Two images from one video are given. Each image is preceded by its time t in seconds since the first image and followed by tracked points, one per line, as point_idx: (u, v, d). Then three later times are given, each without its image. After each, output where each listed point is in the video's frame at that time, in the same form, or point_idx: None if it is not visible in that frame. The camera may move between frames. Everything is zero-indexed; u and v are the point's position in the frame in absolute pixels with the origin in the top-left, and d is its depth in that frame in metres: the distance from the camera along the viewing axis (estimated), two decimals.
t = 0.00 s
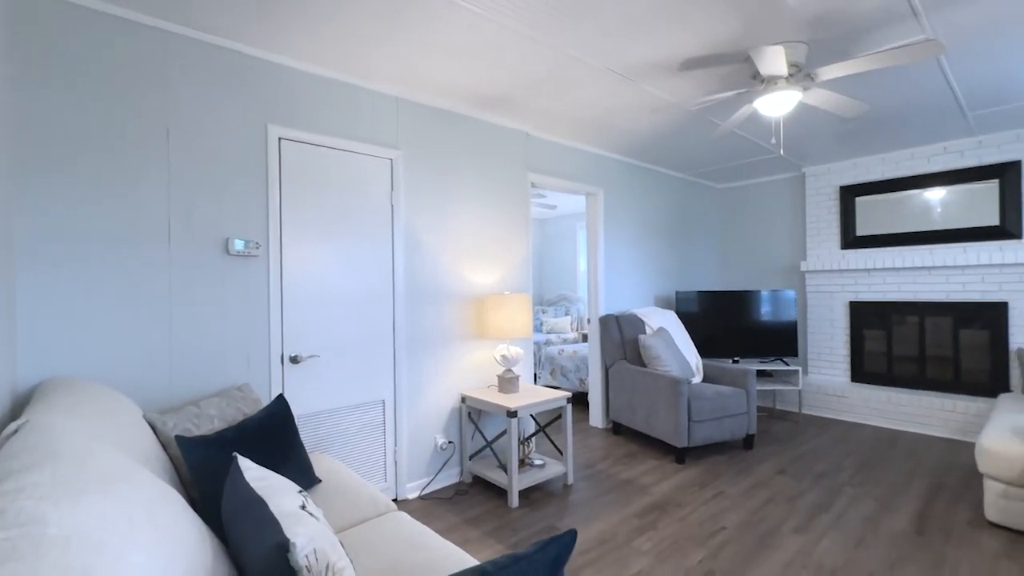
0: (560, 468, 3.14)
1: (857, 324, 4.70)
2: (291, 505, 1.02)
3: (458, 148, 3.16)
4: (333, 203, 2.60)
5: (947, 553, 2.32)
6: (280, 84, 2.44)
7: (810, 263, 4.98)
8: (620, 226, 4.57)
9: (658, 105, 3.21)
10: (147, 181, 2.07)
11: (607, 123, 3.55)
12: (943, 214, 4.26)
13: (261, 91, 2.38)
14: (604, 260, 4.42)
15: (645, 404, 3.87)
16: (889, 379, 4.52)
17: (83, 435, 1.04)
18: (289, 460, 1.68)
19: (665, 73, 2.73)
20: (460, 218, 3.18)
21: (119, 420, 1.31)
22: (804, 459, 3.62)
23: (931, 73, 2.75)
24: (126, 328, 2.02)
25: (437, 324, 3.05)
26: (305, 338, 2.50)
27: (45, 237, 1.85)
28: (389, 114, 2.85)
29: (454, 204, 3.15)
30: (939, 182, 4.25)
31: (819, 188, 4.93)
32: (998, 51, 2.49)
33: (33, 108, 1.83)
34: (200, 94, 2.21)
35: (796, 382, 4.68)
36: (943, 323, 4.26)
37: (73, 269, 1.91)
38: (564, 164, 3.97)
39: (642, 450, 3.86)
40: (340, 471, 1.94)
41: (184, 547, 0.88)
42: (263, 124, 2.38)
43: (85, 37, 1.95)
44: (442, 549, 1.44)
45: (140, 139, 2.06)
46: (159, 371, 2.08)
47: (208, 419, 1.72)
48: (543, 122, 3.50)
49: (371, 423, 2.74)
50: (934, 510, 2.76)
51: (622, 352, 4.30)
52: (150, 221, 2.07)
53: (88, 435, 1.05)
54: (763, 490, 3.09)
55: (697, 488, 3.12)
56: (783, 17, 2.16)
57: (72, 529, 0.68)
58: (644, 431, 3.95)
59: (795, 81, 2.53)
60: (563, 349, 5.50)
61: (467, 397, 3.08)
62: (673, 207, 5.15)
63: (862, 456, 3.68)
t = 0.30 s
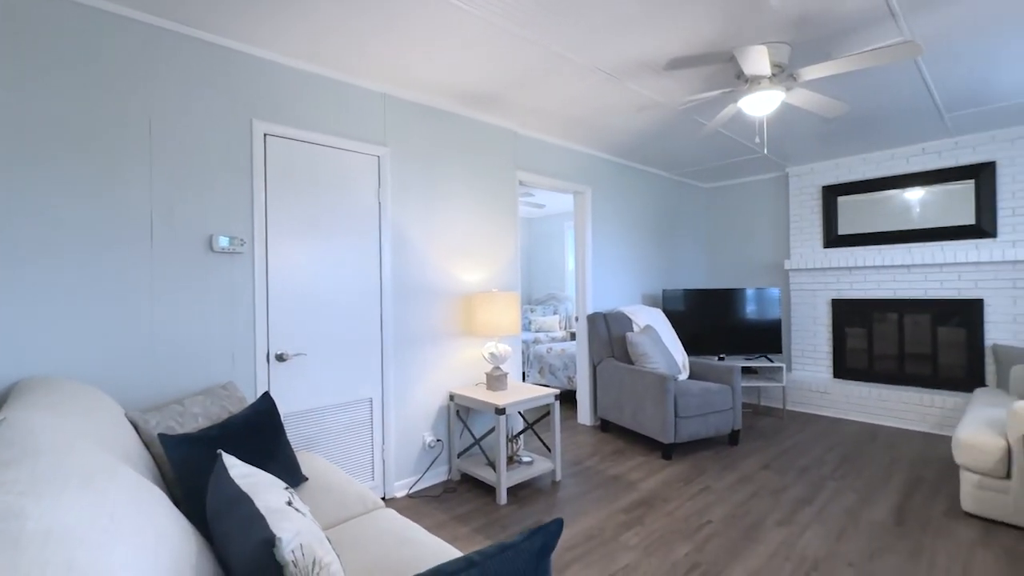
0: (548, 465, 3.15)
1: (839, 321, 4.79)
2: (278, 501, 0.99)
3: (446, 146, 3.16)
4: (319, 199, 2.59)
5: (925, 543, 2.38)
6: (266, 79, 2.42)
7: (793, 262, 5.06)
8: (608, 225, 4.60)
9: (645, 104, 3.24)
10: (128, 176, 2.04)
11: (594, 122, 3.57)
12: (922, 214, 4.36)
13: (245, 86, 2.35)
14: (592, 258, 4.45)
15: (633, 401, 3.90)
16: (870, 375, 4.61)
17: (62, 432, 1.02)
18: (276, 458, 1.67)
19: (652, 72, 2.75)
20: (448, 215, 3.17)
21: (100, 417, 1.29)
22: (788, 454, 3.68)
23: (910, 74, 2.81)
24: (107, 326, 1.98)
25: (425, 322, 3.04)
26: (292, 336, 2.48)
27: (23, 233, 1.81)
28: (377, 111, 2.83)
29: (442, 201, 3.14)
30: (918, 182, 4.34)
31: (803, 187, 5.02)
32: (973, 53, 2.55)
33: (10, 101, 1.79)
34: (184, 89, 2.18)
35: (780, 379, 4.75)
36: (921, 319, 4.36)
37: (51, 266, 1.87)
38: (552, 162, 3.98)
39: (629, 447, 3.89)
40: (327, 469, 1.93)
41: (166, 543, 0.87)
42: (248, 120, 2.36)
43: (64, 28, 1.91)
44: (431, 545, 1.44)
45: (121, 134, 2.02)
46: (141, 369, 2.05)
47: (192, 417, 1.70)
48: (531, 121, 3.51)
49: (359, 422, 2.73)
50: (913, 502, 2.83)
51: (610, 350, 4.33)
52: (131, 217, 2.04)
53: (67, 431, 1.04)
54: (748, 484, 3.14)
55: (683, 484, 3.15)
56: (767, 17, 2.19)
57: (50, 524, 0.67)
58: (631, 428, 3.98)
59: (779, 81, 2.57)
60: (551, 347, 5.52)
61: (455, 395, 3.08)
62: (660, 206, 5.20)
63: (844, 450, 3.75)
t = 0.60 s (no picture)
0: (536, 462, 3.17)
1: (821, 319, 4.87)
2: (263, 498, 0.98)
3: (433, 144, 3.15)
4: (306, 197, 2.57)
5: (904, 534, 2.44)
6: (250, 74, 2.39)
7: (777, 260, 5.14)
8: (595, 224, 4.63)
9: (632, 104, 3.26)
10: (109, 173, 2.00)
11: (582, 121, 3.59)
12: (901, 214, 4.45)
13: (230, 82, 2.33)
14: (580, 257, 4.47)
15: (620, 399, 3.93)
16: (851, 371, 4.71)
17: (41, 430, 1.00)
18: (261, 456, 1.65)
19: (638, 72, 2.78)
20: (436, 213, 3.17)
21: (80, 416, 1.27)
22: (772, 450, 3.75)
23: (888, 76, 2.87)
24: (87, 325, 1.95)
25: (413, 320, 3.03)
26: (277, 334, 2.45)
27: None
28: (363, 108, 2.82)
29: (430, 200, 3.13)
30: (897, 183, 4.43)
31: (786, 187, 5.10)
32: (949, 57, 2.62)
33: None
34: (166, 85, 2.15)
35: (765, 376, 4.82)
36: (900, 316, 4.46)
37: (29, 264, 1.83)
38: (539, 160, 3.99)
39: (617, 444, 3.92)
40: (314, 468, 1.92)
41: (149, 540, 0.87)
42: (233, 116, 2.33)
43: (43, 21, 1.87)
44: (419, 542, 1.44)
45: (102, 129, 1.99)
46: (123, 369, 2.02)
47: (175, 417, 1.68)
48: (518, 119, 3.52)
49: (346, 420, 2.71)
50: (893, 494, 2.90)
51: (597, 348, 4.36)
52: (113, 213, 2.00)
53: (47, 430, 1.02)
54: (733, 479, 3.18)
55: (670, 480, 3.19)
56: (750, 18, 2.22)
57: (29, 521, 0.66)
58: (618, 425, 4.02)
59: (762, 82, 2.62)
60: (539, 346, 5.54)
61: (443, 393, 3.08)
62: (647, 205, 5.24)
63: (827, 445, 3.82)
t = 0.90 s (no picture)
0: (523, 460, 3.18)
1: (803, 317, 4.96)
2: (247, 495, 0.97)
3: (420, 142, 3.14)
4: (290, 194, 2.54)
5: (882, 525, 2.50)
6: (233, 69, 2.36)
7: (760, 259, 5.22)
8: (582, 223, 4.65)
9: (617, 103, 3.29)
10: (87, 168, 1.96)
11: (568, 120, 3.61)
12: (880, 214, 4.55)
13: (212, 77, 2.29)
14: (566, 256, 4.49)
15: (607, 396, 3.96)
16: (832, 368, 4.80)
17: (16, 429, 0.98)
18: (245, 454, 1.63)
19: (624, 72, 2.80)
20: (423, 211, 3.16)
21: (57, 415, 1.25)
22: (755, 445, 3.81)
23: (866, 78, 2.94)
24: (65, 323, 1.91)
25: (399, 319, 3.02)
26: (261, 332, 2.43)
27: None
28: (349, 105, 2.80)
29: (417, 198, 3.13)
30: (875, 183, 4.53)
31: (769, 188, 5.18)
32: (924, 60, 2.69)
33: None
34: (146, 79, 2.11)
35: (748, 373, 4.90)
36: (879, 314, 4.56)
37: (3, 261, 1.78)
38: (526, 159, 4.00)
39: (603, 441, 3.95)
40: (300, 468, 1.90)
41: (129, 538, 0.86)
42: (215, 111, 2.30)
43: (18, 12, 1.83)
44: (407, 539, 1.44)
45: (80, 124, 1.95)
46: (102, 368, 1.98)
47: (156, 416, 1.66)
48: (505, 118, 3.52)
49: (331, 419, 2.69)
50: (872, 487, 2.97)
51: (584, 346, 4.38)
52: (91, 209, 1.97)
53: (22, 429, 1.00)
54: (717, 475, 3.23)
55: (655, 475, 3.22)
56: (733, 20, 2.25)
57: (4, 518, 0.65)
58: (605, 423, 4.04)
59: (744, 83, 2.66)
60: (527, 345, 5.55)
61: (430, 392, 3.07)
62: (632, 205, 5.28)
63: (808, 440, 3.90)
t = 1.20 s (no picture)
0: (510, 459, 3.18)
1: (785, 316, 5.04)
2: (228, 494, 0.96)
3: (406, 141, 3.13)
4: (273, 192, 2.51)
5: (862, 518, 2.55)
6: (215, 65, 2.32)
7: (743, 259, 5.30)
8: (568, 223, 4.67)
9: (603, 103, 3.31)
10: (63, 163, 1.92)
11: (555, 119, 3.62)
12: (859, 214, 4.65)
13: (193, 73, 2.26)
14: (553, 255, 4.51)
15: (593, 395, 3.98)
16: (813, 365, 4.89)
17: None
18: (227, 454, 1.61)
19: (609, 72, 2.82)
20: (409, 210, 3.15)
21: (32, 416, 1.22)
22: (739, 442, 3.86)
23: (845, 81, 3.00)
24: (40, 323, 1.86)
25: (385, 318, 3.01)
26: (244, 332, 2.40)
27: None
28: (334, 103, 2.78)
29: (403, 196, 3.11)
30: (855, 184, 4.62)
31: (752, 188, 5.25)
32: (901, 63, 2.75)
33: None
34: (125, 74, 2.07)
35: (732, 371, 4.96)
36: (858, 312, 4.65)
37: None
38: (512, 159, 4.01)
39: (590, 439, 3.97)
40: (283, 468, 1.89)
41: (106, 538, 0.84)
42: (196, 107, 2.26)
43: None
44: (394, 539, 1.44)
45: (56, 118, 1.91)
46: (79, 368, 1.94)
47: (135, 416, 1.63)
48: (491, 117, 3.53)
49: (316, 420, 2.67)
50: (851, 481, 3.03)
51: (571, 345, 4.40)
52: (67, 206, 1.93)
53: None
54: (702, 471, 3.27)
55: (641, 473, 3.25)
56: (716, 22, 2.29)
57: None
58: (592, 421, 4.07)
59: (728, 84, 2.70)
60: (513, 345, 5.56)
61: (416, 391, 3.06)
62: (618, 205, 5.32)
63: (790, 436, 3.96)
